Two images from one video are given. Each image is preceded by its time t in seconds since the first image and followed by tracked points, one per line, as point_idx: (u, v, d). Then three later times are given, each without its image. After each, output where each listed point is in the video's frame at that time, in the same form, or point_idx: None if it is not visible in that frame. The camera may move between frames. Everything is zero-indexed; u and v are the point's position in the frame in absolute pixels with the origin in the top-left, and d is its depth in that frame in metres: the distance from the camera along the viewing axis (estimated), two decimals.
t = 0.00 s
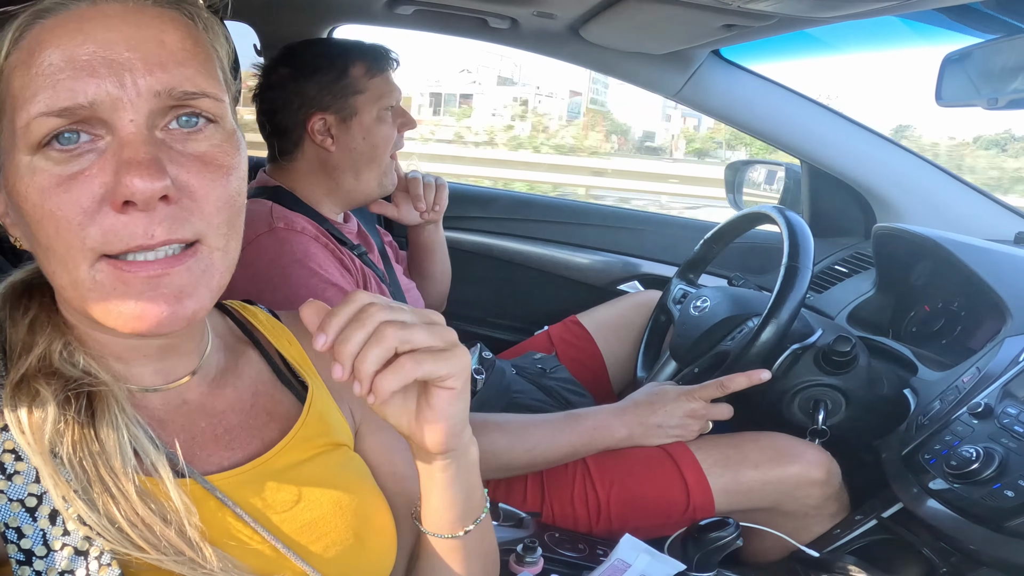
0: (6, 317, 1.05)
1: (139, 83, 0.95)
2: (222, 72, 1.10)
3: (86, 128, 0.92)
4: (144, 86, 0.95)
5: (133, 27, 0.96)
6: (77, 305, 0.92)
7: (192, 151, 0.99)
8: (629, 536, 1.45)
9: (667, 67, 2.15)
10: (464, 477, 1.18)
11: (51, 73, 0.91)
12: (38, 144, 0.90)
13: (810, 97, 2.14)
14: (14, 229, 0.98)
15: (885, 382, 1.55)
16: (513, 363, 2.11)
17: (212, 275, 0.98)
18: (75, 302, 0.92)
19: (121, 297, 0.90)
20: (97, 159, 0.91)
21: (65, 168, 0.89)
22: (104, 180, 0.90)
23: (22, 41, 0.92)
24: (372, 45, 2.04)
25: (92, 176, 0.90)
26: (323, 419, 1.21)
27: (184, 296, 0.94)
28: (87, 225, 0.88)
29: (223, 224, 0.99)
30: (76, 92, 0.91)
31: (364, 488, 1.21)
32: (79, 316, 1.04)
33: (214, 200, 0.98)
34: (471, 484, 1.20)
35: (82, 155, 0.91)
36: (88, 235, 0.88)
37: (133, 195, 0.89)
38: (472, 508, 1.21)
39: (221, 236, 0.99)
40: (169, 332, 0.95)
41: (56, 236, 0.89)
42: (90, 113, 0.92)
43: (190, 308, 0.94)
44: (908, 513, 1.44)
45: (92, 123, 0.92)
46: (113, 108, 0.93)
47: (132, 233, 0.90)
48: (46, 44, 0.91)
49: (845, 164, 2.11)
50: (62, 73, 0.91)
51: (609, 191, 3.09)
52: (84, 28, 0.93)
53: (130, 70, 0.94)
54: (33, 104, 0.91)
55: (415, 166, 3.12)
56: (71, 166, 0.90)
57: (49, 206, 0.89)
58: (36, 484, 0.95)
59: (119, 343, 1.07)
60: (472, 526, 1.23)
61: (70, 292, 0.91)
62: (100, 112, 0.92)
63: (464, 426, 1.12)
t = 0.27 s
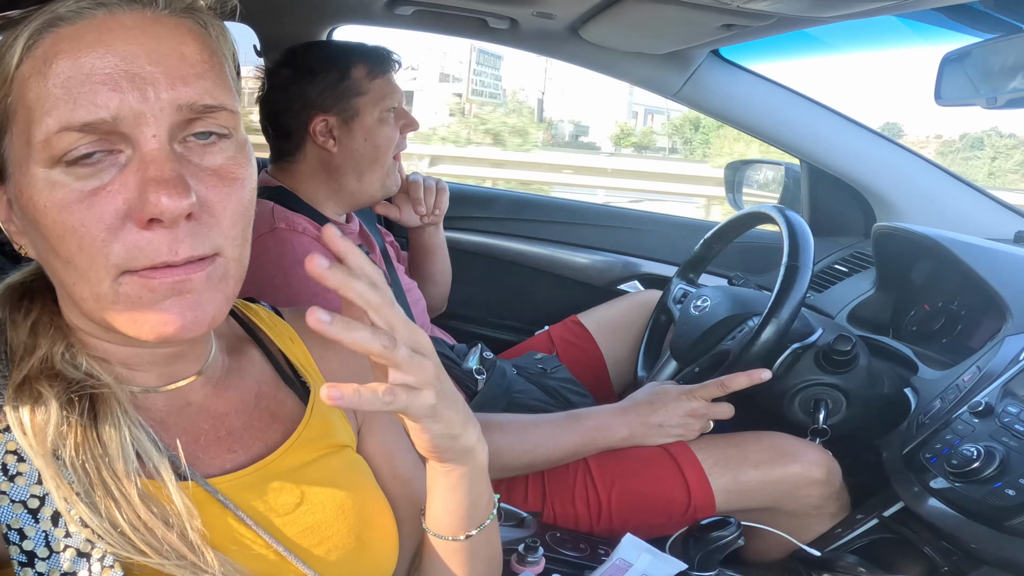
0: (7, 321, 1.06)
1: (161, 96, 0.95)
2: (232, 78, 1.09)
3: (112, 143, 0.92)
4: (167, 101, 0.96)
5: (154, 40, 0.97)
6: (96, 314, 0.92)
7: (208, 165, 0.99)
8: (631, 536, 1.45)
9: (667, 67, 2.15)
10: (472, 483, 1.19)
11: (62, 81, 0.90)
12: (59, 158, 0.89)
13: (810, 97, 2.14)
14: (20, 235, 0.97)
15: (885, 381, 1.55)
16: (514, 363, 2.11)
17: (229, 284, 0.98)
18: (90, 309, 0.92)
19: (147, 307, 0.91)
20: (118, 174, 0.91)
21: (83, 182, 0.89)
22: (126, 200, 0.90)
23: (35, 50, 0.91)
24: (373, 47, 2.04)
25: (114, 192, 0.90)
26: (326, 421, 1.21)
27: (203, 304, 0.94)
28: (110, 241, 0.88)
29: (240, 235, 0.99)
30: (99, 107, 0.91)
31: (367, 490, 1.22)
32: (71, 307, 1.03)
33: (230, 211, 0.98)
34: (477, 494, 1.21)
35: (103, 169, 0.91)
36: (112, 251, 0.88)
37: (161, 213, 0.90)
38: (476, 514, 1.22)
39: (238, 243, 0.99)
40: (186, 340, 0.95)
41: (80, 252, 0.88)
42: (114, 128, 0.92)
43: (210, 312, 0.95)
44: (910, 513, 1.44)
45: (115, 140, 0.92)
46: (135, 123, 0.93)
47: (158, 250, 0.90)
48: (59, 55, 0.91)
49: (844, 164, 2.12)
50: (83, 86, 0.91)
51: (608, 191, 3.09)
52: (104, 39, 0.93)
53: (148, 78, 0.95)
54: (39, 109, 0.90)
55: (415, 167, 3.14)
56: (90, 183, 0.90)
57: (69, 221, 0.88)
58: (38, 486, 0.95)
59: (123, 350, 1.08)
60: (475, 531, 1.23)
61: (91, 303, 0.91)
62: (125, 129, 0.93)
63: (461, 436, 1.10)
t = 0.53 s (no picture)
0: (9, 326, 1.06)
1: (167, 105, 0.95)
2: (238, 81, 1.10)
3: (111, 150, 0.92)
4: (173, 110, 0.96)
5: (159, 47, 0.97)
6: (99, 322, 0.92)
7: (214, 174, 0.99)
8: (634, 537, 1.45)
9: (667, 67, 2.15)
10: (497, 488, 1.18)
11: (65, 87, 0.90)
12: (62, 165, 0.89)
13: (809, 96, 2.14)
14: (23, 241, 0.97)
15: (887, 380, 1.55)
16: (515, 364, 2.11)
17: (232, 294, 0.99)
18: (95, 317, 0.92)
19: (150, 315, 0.92)
20: (123, 183, 0.91)
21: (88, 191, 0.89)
22: (131, 208, 0.90)
23: (40, 56, 0.91)
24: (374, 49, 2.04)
25: (118, 202, 0.90)
26: (330, 425, 1.21)
27: (206, 313, 0.95)
28: (113, 250, 0.89)
29: (243, 245, 1.00)
30: (102, 115, 0.90)
31: (372, 495, 1.22)
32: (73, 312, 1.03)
33: (235, 221, 0.99)
34: (501, 501, 1.20)
35: (108, 178, 0.91)
36: (116, 261, 0.89)
37: (164, 224, 0.90)
38: (498, 519, 1.22)
39: (240, 253, 0.99)
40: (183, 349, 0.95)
41: (82, 260, 0.89)
42: (119, 137, 0.92)
43: (214, 322, 0.96)
44: (913, 512, 1.44)
45: (120, 147, 0.92)
46: (140, 132, 0.93)
47: (161, 260, 0.90)
48: (63, 62, 0.90)
49: (845, 163, 2.12)
50: (88, 94, 0.90)
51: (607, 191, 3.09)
52: (111, 46, 0.93)
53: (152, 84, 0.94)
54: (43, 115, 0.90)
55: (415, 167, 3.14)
56: (94, 192, 0.89)
57: (72, 229, 0.89)
58: (42, 490, 0.95)
59: (128, 357, 1.08)
60: (497, 535, 1.23)
61: (94, 310, 0.92)
62: (128, 138, 0.92)
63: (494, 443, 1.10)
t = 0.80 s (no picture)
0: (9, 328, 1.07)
1: (183, 106, 0.95)
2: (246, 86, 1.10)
3: (128, 150, 0.92)
4: (188, 111, 0.96)
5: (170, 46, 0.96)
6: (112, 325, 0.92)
7: (224, 175, 0.99)
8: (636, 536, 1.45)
9: (666, 66, 2.15)
10: (493, 484, 1.19)
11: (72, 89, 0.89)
12: (75, 164, 0.89)
13: (807, 95, 2.15)
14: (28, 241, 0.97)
15: (888, 379, 1.56)
16: (515, 364, 2.11)
17: (240, 294, 0.99)
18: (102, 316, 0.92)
19: (162, 316, 0.92)
20: (137, 183, 0.91)
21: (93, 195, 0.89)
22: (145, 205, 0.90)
23: (54, 53, 0.91)
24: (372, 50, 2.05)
25: (131, 202, 0.90)
26: (330, 425, 1.22)
27: (216, 312, 0.95)
28: (125, 249, 0.89)
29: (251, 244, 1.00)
30: (120, 113, 0.90)
31: (372, 494, 1.22)
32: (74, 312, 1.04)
33: (244, 221, 0.99)
34: (499, 497, 1.21)
35: (121, 177, 0.91)
36: (129, 260, 0.89)
37: (180, 224, 0.90)
38: (497, 515, 1.22)
39: (248, 253, 1.00)
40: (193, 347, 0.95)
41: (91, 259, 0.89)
42: (134, 137, 0.92)
43: (223, 320, 0.96)
44: (914, 511, 1.44)
45: (133, 147, 0.92)
46: (155, 132, 0.93)
47: (174, 260, 0.90)
48: (79, 60, 0.90)
49: (845, 162, 2.12)
50: (106, 92, 0.90)
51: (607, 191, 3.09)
52: (115, 45, 0.93)
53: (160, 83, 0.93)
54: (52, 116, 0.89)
55: (414, 168, 3.14)
56: (109, 190, 0.89)
57: (85, 227, 0.88)
58: (42, 492, 0.95)
59: (129, 356, 1.08)
60: (494, 532, 1.24)
61: (103, 311, 0.91)
62: (144, 137, 0.92)
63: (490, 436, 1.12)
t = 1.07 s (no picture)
0: (7, 335, 1.07)
1: (248, 108, 1.00)
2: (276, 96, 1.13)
3: (194, 150, 0.96)
4: (253, 112, 1.01)
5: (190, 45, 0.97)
6: (164, 328, 0.96)
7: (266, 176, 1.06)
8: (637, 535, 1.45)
9: (666, 66, 2.14)
10: (496, 471, 1.22)
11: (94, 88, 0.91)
12: (141, 161, 0.91)
13: (807, 95, 2.15)
14: (52, 240, 0.97)
15: (888, 378, 1.56)
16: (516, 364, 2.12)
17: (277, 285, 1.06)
18: (143, 315, 0.94)
19: (215, 319, 0.97)
20: (202, 181, 0.95)
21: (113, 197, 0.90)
22: (212, 201, 0.95)
23: (120, 45, 0.92)
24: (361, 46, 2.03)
25: (196, 200, 0.94)
26: (328, 424, 1.22)
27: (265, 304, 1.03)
28: (191, 246, 0.93)
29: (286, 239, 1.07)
30: (196, 114, 0.94)
31: (372, 492, 1.22)
32: (93, 319, 1.05)
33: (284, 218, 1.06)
34: (502, 487, 1.23)
35: (185, 176, 0.94)
36: (193, 257, 0.93)
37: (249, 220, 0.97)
38: (498, 503, 1.24)
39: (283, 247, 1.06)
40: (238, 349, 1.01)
41: (139, 250, 0.91)
42: (201, 137, 0.95)
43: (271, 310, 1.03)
44: (915, 509, 1.45)
45: (197, 147, 0.96)
46: (224, 132, 0.97)
47: (237, 255, 0.97)
48: (152, 56, 0.92)
49: (844, 162, 2.13)
50: (185, 91, 0.93)
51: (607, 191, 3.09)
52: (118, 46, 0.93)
53: (189, 86, 0.93)
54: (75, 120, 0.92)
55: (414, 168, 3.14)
56: (173, 187, 0.93)
57: (153, 223, 0.91)
58: (46, 493, 0.96)
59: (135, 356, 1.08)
60: (496, 522, 1.24)
61: (152, 309, 0.94)
62: (214, 139, 0.97)
63: (494, 420, 1.17)
